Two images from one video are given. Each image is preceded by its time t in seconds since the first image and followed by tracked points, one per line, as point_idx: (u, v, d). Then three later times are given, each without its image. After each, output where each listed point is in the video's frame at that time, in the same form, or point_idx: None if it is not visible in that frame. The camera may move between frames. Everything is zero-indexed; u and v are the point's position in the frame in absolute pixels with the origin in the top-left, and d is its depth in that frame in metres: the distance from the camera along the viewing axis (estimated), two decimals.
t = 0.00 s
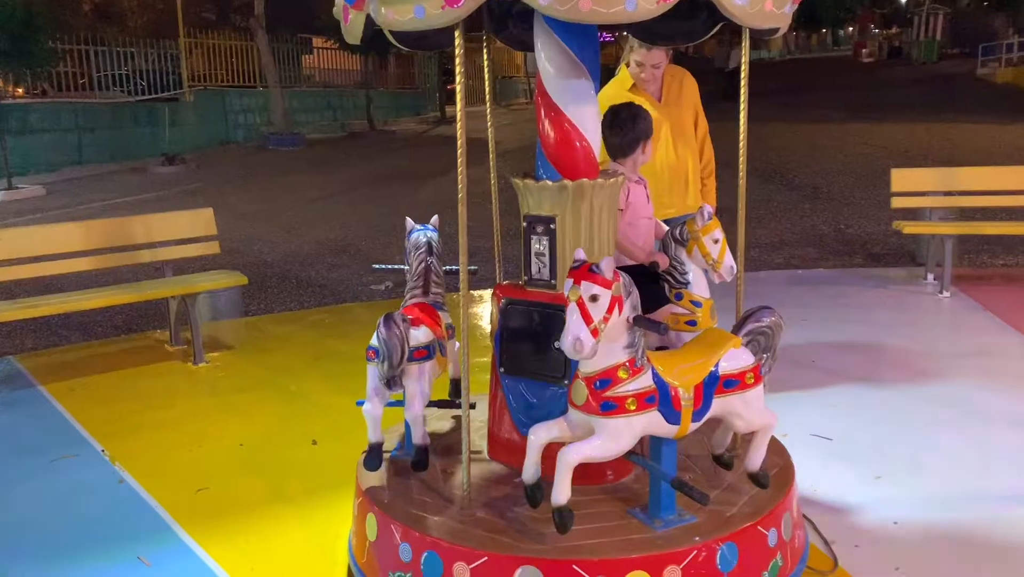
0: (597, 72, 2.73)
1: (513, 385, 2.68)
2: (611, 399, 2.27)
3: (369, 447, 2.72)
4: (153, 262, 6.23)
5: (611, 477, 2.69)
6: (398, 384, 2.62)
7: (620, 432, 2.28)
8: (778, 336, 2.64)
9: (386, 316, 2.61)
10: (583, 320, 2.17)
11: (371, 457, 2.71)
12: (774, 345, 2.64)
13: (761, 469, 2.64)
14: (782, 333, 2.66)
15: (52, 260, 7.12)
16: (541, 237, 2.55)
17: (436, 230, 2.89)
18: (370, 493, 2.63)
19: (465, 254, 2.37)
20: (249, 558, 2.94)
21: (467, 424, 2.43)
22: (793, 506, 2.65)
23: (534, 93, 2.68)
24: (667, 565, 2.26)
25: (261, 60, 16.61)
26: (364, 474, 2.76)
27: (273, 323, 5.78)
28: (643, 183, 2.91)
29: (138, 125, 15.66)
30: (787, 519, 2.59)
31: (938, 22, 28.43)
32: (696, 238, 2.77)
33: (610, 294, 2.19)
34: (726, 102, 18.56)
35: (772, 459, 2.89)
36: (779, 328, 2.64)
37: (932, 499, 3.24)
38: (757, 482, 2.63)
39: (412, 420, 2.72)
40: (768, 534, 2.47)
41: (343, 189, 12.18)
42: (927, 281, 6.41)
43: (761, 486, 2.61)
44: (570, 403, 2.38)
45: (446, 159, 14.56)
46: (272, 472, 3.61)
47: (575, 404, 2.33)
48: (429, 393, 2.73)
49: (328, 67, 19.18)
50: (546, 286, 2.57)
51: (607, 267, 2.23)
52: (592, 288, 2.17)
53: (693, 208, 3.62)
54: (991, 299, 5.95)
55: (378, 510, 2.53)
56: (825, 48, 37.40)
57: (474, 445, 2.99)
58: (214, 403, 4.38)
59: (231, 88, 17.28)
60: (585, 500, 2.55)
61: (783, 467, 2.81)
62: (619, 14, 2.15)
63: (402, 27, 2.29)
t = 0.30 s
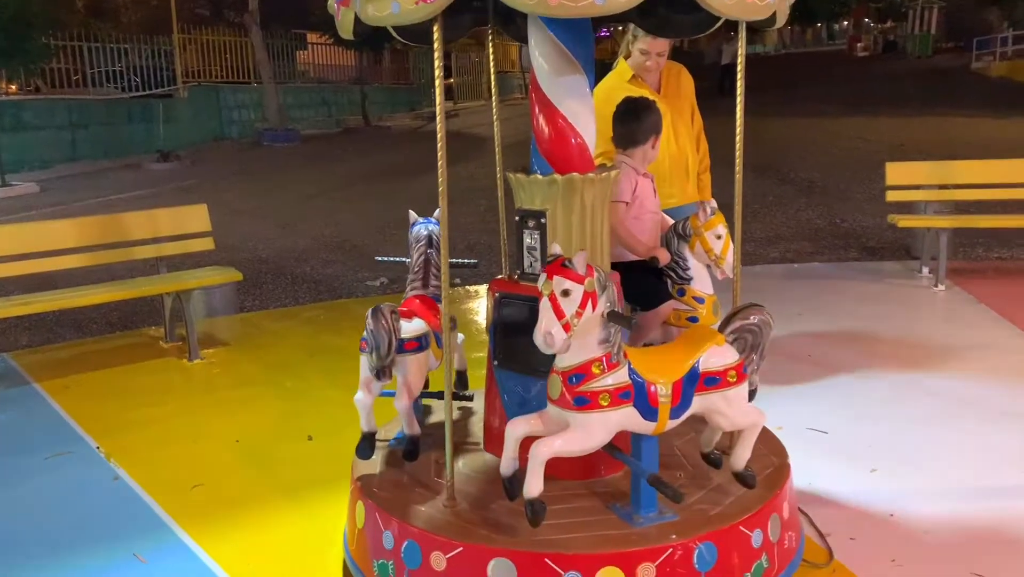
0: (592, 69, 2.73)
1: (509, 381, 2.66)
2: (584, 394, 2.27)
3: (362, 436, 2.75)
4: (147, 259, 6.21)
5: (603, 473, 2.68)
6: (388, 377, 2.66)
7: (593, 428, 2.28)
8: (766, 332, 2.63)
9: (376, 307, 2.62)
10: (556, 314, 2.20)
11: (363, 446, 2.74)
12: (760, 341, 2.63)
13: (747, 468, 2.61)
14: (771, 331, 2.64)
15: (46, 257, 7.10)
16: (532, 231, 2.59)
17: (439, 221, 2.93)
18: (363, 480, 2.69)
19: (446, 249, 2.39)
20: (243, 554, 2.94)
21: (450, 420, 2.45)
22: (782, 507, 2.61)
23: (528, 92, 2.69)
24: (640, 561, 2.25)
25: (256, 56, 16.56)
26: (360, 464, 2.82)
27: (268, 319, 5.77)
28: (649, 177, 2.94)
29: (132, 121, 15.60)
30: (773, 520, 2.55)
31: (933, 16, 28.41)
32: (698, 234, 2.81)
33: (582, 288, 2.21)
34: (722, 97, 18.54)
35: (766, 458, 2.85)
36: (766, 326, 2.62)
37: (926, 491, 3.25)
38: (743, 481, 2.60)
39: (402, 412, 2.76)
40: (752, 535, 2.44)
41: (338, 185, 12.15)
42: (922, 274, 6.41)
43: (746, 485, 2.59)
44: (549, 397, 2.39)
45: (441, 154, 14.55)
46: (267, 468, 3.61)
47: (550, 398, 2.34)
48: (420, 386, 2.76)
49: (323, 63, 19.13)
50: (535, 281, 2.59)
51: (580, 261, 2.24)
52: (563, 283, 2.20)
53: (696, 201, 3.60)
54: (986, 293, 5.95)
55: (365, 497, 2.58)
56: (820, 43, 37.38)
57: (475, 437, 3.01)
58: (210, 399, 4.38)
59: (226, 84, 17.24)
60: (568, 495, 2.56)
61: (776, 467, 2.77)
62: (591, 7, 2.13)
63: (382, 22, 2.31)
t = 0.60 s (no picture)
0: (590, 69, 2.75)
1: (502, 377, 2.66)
2: (558, 390, 2.28)
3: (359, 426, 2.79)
4: (143, 256, 6.19)
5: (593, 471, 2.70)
6: (381, 368, 2.74)
7: (567, 423, 2.28)
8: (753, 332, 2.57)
9: (369, 300, 2.68)
10: (529, 311, 2.21)
11: (359, 435, 2.76)
12: (748, 341, 2.57)
13: (733, 468, 2.58)
14: (760, 330, 2.58)
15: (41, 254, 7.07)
16: (526, 227, 2.62)
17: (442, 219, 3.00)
18: (358, 470, 2.78)
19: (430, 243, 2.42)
20: (239, 551, 2.94)
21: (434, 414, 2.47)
22: (773, 510, 2.58)
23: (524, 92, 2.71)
24: (615, 559, 2.26)
25: (251, 52, 16.51)
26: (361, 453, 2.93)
27: (264, 316, 5.77)
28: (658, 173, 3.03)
29: (127, 118, 15.53)
30: (762, 522, 2.52)
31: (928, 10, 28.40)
32: (701, 231, 2.84)
33: (555, 285, 2.21)
34: (718, 92, 18.53)
35: (762, 460, 2.81)
36: (753, 324, 2.55)
37: (922, 484, 3.26)
38: (728, 483, 2.57)
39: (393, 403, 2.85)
40: (735, 536, 2.42)
41: (335, 181, 12.14)
42: (917, 268, 6.43)
43: (730, 486, 2.56)
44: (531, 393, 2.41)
45: (437, 150, 14.55)
46: (263, 464, 3.61)
47: (530, 393, 2.36)
48: (413, 378, 2.82)
49: (318, 59, 19.08)
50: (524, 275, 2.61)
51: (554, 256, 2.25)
52: (537, 279, 2.21)
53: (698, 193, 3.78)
54: (982, 287, 5.97)
55: (357, 486, 2.67)
56: (815, 38, 37.35)
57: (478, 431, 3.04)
58: (207, 396, 4.38)
59: (221, 81, 17.20)
60: (554, 492, 2.58)
61: (770, 469, 2.74)
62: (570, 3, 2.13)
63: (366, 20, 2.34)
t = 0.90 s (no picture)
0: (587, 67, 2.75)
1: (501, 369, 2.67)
2: (533, 387, 2.32)
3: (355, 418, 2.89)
4: (140, 255, 6.18)
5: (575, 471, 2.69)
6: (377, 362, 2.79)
7: (542, 421, 2.31)
8: (739, 335, 2.48)
9: (368, 294, 2.75)
10: (505, 308, 2.26)
11: (355, 428, 2.87)
12: (734, 343, 2.48)
13: (717, 471, 2.55)
14: (748, 332, 2.49)
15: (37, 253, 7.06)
16: (521, 223, 2.65)
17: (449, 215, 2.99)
18: (355, 461, 2.84)
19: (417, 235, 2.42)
20: (237, 549, 2.94)
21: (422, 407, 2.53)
22: (761, 516, 2.54)
23: (521, 92, 2.71)
24: (591, 559, 2.27)
25: (248, 50, 16.48)
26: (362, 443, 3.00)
27: (260, 314, 5.75)
28: (665, 169, 3.09)
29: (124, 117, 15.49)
30: (747, 527, 2.48)
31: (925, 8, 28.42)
32: (703, 229, 2.89)
33: (529, 283, 2.25)
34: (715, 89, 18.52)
35: (757, 464, 2.75)
36: (739, 325, 2.47)
37: (921, 482, 3.26)
38: (714, 485, 2.54)
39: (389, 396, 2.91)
40: (716, 540, 2.40)
41: (331, 179, 12.12)
42: (915, 265, 6.44)
43: (716, 489, 2.53)
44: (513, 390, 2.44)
45: (435, 148, 14.54)
46: (262, 462, 3.61)
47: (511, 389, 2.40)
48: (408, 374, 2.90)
49: (315, 57, 19.05)
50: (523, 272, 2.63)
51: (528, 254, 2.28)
52: (512, 276, 2.25)
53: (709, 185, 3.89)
54: (979, 284, 5.98)
55: (351, 476, 2.73)
56: (813, 34, 37.33)
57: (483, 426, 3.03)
58: (205, 395, 4.38)
59: (217, 79, 17.18)
60: (539, 488, 2.58)
61: (763, 473, 2.68)
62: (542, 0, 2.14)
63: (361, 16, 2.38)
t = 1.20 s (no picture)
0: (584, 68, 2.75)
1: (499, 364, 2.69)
2: (509, 385, 2.35)
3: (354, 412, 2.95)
4: (136, 254, 6.16)
5: (555, 472, 2.68)
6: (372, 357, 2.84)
7: (517, 419, 2.33)
8: (722, 337, 2.49)
9: (362, 291, 2.78)
10: (481, 307, 2.31)
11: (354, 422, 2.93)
12: (719, 345, 2.49)
13: (700, 474, 2.52)
14: (732, 334, 2.50)
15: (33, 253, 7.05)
16: (516, 223, 2.66)
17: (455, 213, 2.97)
18: (352, 454, 2.89)
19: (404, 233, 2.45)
20: (232, 548, 2.94)
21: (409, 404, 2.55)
22: (746, 523, 2.49)
23: (517, 95, 2.72)
24: (565, 558, 2.28)
25: (244, 49, 16.46)
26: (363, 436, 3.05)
27: (257, 314, 5.75)
28: (673, 169, 3.15)
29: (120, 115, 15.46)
30: (730, 533, 2.45)
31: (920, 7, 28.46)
32: (705, 229, 2.88)
33: (501, 281, 2.29)
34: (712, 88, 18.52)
35: (749, 468, 2.69)
36: (723, 327, 2.48)
37: (917, 480, 3.27)
38: (696, 489, 2.51)
39: (385, 391, 2.94)
40: (696, 545, 2.37)
41: (328, 178, 12.10)
42: (911, 264, 6.44)
43: (698, 494, 2.50)
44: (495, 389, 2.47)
45: (431, 147, 14.53)
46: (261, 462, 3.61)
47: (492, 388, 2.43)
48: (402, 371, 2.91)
49: (311, 56, 19.02)
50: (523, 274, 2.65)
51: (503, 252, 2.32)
52: (486, 276, 2.30)
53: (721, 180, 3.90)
54: (975, 282, 5.99)
55: (346, 468, 2.79)
56: (809, 33, 37.38)
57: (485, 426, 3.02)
58: (202, 395, 4.37)
59: (214, 78, 17.15)
60: (524, 487, 2.59)
61: (753, 479, 2.62)
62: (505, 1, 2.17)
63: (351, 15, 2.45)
